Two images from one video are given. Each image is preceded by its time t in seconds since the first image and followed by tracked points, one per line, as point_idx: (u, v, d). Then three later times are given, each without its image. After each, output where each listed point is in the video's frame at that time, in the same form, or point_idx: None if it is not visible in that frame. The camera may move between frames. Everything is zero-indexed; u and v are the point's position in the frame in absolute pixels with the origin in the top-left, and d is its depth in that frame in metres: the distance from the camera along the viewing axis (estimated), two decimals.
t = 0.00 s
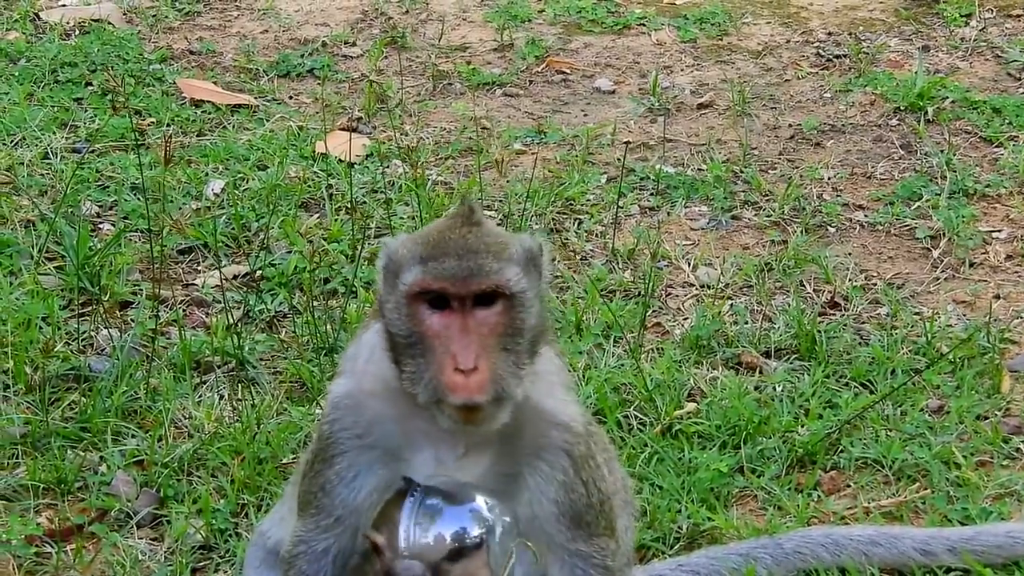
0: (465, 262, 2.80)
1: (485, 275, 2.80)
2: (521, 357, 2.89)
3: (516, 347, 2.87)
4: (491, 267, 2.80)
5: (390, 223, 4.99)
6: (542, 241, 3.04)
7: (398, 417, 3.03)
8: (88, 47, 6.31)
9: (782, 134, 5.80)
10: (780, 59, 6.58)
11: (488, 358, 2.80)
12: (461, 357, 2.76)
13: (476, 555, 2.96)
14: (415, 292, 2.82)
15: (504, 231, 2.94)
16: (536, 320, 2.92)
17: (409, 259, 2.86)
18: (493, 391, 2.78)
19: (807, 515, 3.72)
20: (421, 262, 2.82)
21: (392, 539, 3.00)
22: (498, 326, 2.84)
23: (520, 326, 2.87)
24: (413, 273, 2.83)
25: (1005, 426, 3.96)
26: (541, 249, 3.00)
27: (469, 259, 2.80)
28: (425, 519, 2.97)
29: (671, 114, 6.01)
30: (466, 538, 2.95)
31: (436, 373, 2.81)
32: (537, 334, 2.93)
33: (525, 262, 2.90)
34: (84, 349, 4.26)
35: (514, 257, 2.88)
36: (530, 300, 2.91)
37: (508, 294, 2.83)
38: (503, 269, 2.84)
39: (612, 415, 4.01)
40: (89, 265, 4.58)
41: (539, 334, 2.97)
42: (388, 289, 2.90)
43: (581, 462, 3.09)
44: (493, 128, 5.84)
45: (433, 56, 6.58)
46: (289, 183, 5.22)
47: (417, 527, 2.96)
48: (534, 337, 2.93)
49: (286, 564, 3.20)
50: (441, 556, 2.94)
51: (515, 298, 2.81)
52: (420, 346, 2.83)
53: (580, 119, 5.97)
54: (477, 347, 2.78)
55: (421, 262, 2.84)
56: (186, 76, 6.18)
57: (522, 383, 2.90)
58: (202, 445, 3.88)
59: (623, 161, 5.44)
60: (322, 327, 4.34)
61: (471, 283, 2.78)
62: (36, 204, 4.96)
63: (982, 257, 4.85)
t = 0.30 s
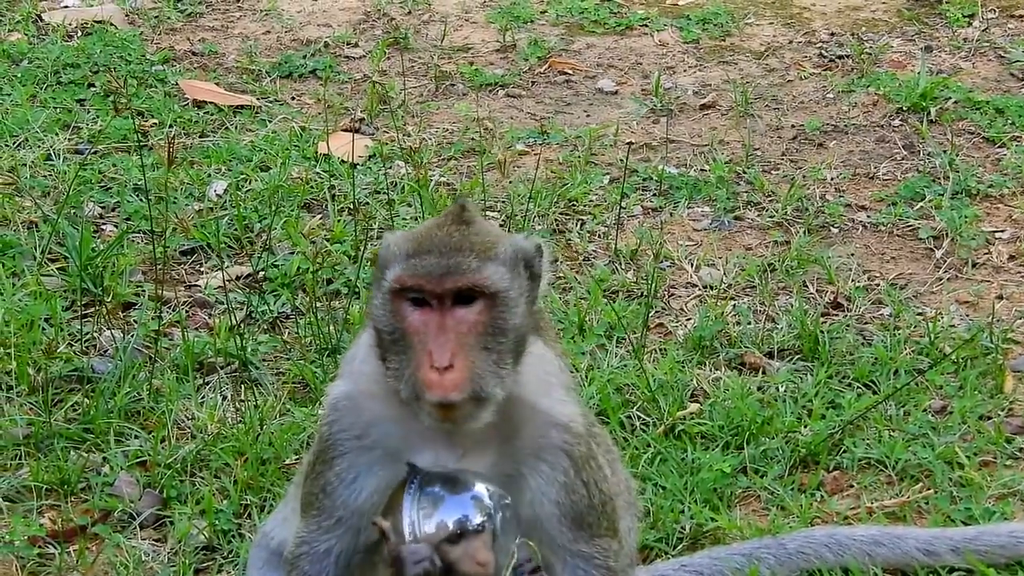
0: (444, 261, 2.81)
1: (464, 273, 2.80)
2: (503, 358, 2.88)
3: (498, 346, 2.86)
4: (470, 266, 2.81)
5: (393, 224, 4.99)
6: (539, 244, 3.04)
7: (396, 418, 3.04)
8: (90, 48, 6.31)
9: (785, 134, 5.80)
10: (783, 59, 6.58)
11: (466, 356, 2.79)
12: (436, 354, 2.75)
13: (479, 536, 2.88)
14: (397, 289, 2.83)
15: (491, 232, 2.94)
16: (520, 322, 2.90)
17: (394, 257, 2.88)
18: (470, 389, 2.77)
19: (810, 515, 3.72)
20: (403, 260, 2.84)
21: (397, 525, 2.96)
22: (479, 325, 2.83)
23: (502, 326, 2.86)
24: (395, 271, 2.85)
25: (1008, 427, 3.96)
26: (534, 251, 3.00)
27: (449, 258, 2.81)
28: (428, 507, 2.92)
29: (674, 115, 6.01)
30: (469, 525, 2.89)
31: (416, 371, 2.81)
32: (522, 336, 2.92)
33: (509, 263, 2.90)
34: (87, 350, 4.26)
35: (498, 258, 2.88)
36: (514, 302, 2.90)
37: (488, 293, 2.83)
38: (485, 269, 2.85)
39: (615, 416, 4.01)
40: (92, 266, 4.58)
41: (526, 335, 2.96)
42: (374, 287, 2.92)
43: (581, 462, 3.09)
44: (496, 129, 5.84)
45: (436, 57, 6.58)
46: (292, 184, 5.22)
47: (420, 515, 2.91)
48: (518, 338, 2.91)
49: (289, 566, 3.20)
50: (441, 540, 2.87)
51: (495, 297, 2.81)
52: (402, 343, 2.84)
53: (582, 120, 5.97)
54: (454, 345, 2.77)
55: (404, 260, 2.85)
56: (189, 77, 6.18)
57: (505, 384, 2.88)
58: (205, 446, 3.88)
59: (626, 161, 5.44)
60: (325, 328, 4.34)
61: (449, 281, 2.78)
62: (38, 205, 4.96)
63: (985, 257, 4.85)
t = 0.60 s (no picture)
0: (419, 259, 2.81)
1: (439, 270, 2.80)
2: (480, 357, 2.86)
3: (475, 346, 2.85)
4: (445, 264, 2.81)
5: (395, 223, 4.99)
6: (535, 245, 3.01)
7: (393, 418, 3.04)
8: (92, 47, 6.30)
9: (787, 133, 5.80)
10: (785, 58, 6.58)
11: (439, 354, 2.78)
12: (407, 350, 2.75)
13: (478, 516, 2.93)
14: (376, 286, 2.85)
15: (478, 233, 2.94)
16: (499, 322, 2.88)
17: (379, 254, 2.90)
18: (441, 386, 2.75)
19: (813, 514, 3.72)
20: (383, 257, 2.86)
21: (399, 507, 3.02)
22: (454, 324, 2.82)
23: (478, 326, 2.85)
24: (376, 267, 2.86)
25: (1011, 425, 3.96)
26: (525, 253, 2.98)
27: (426, 255, 2.82)
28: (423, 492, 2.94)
29: (676, 114, 6.01)
30: (466, 510, 2.93)
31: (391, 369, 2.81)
32: (501, 337, 2.90)
33: (489, 262, 2.89)
34: (89, 350, 4.26)
35: (478, 258, 2.87)
36: (492, 302, 2.88)
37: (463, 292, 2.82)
38: (461, 267, 2.84)
39: (618, 415, 4.02)
40: (94, 266, 4.58)
41: (510, 336, 2.94)
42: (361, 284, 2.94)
43: (581, 462, 3.09)
44: (498, 128, 5.84)
45: (438, 56, 6.57)
46: (294, 183, 5.22)
47: (416, 501, 2.93)
48: (497, 339, 2.89)
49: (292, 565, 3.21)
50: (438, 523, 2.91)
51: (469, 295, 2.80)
52: (380, 340, 2.84)
53: (585, 119, 5.97)
54: (426, 342, 2.76)
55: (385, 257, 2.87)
56: (191, 76, 6.17)
57: (482, 384, 2.86)
58: (208, 446, 3.88)
59: (628, 160, 5.44)
60: (328, 327, 4.34)
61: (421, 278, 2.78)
62: (40, 205, 4.96)
63: (987, 255, 4.85)
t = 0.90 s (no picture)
0: (396, 254, 2.81)
1: (414, 266, 2.80)
2: (451, 357, 2.84)
3: (450, 345, 2.84)
4: (419, 261, 2.80)
5: (395, 221, 4.99)
6: (526, 248, 2.97)
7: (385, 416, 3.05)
8: (92, 47, 6.29)
9: (788, 130, 5.80)
10: (786, 56, 6.58)
11: (408, 350, 2.77)
12: (375, 345, 2.76)
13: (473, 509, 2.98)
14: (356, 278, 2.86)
15: (464, 232, 2.93)
16: (473, 322, 2.86)
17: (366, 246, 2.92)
18: (409, 383, 2.75)
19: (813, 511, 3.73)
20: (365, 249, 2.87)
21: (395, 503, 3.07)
22: (426, 321, 2.81)
23: (452, 325, 2.83)
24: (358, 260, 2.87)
25: (1011, 421, 3.97)
26: (512, 254, 2.95)
27: (403, 251, 2.82)
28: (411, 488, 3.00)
29: (676, 112, 6.01)
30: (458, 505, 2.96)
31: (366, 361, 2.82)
32: (475, 337, 2.88)
33: (467, 261, 2.87)
34: (89, 349, 4.26)
35: (457, 256, 2.86)
36: (467, 301, 2.86)
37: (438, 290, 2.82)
38: (437, 265, 2.83)
39: (619, 413, 4.02)
40: (94, 265, 4.57)
41: (488, 336, 2.91)
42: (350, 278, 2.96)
43: (577, 462, 3.08)
44: (498, 126, 5.84)
45: (438, 55, 6.57)
46: (294, 182, 5.21)
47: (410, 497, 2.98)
48: (471, 339, 2.87)
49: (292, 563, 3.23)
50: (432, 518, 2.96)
51: (440, 294, 2.78)
52: (359, 333, 2.86)
53: (585, 117, 5.97)
54: (395, 338, 2.76)
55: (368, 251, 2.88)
56: (191, 75, 6.17)
57: (453, 383, 2.85)
58: (208, 445, 3.87)
59: (629, 158, 5.44)
60: (328, 326, 4.34)
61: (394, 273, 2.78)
62: (40, 204, 4.96)
63: (987, 252, 4.86)
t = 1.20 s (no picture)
0: (371, 250, 2.83)
1: (387, 262, 2.82)
2: (424, 354, 2.84)
3: (424, 342, 2.84)
4: (392, 257, 2.82)
5: (386, 218, 4.99)
6: (508, 248, 2.96)
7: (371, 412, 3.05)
8: (82, 44, 6.29)
9: (779, 126, 5.80)
10: (776, 51, 6.57)
11: (380, 345, 2.78)
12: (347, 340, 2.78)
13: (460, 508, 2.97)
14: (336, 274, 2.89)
15: (445, 230, 2.93)
16: (446, 320, 2.86)
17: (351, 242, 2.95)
18: (379, 378, 2.76)
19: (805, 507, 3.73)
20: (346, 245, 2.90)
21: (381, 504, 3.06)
22: (399, 317, 2.83)
23: (425, 322, 2.84)
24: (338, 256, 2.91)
25: (1003, 416, 3.97)
26: (493, 252, 2.94)
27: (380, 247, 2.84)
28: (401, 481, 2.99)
29: (667, 107, 6.01)
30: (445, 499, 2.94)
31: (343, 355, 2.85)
32: (448, 335, 2.87)
33: (444, 259, 2.87)
34: (81, 347, 4.26)
35: (434, 253, 2.87)
36: (441, 299, 2.86)
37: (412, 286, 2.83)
38: (412, 262, 2.84)
39: (610, 409, 4.02)
40: (85, 263, 4.57)
41: (464, 334, 2.91)
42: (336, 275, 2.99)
43: (565, 460, 3.08)
44: (489, 123, 5.84)
45: (428, 51, 6.57)
46: (285, 179, 5.22)
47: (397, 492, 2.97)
48: (445, 337, 2.87)
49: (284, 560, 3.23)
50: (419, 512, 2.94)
51: (411, 290, 2.79)
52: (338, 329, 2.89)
53: (576, 113, 5.96)
54: (366, 332, 2.78)
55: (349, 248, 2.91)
56: (181, 72, 6.17)
57: (425, 380, 2.85)
58: (200, 442, 3.88)
59: (619, 154, 5.44)
60: (319, 322, 4.34)
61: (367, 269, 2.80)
62: (31, 202, 4.96)
63: (978, 247, 4.86)
